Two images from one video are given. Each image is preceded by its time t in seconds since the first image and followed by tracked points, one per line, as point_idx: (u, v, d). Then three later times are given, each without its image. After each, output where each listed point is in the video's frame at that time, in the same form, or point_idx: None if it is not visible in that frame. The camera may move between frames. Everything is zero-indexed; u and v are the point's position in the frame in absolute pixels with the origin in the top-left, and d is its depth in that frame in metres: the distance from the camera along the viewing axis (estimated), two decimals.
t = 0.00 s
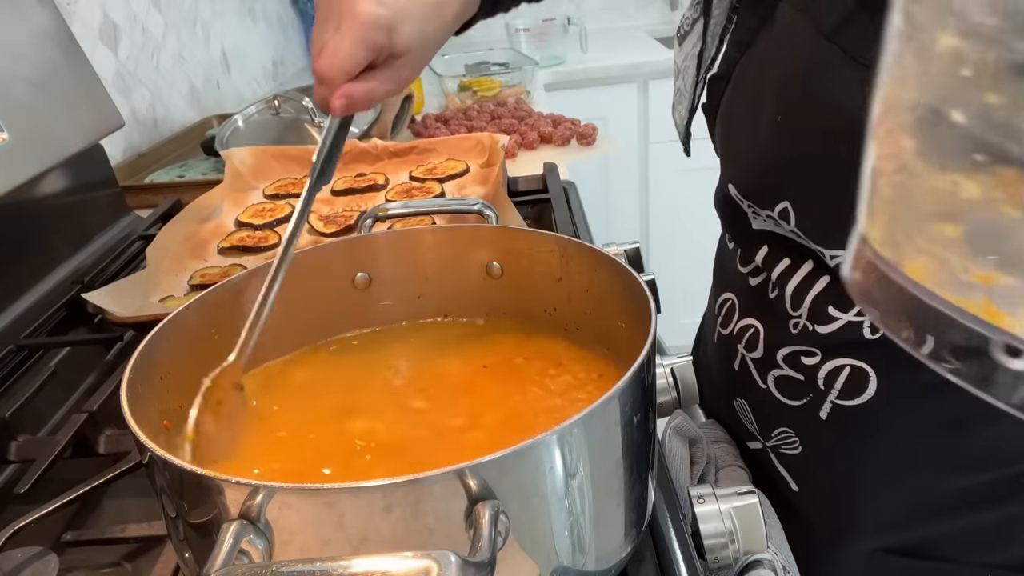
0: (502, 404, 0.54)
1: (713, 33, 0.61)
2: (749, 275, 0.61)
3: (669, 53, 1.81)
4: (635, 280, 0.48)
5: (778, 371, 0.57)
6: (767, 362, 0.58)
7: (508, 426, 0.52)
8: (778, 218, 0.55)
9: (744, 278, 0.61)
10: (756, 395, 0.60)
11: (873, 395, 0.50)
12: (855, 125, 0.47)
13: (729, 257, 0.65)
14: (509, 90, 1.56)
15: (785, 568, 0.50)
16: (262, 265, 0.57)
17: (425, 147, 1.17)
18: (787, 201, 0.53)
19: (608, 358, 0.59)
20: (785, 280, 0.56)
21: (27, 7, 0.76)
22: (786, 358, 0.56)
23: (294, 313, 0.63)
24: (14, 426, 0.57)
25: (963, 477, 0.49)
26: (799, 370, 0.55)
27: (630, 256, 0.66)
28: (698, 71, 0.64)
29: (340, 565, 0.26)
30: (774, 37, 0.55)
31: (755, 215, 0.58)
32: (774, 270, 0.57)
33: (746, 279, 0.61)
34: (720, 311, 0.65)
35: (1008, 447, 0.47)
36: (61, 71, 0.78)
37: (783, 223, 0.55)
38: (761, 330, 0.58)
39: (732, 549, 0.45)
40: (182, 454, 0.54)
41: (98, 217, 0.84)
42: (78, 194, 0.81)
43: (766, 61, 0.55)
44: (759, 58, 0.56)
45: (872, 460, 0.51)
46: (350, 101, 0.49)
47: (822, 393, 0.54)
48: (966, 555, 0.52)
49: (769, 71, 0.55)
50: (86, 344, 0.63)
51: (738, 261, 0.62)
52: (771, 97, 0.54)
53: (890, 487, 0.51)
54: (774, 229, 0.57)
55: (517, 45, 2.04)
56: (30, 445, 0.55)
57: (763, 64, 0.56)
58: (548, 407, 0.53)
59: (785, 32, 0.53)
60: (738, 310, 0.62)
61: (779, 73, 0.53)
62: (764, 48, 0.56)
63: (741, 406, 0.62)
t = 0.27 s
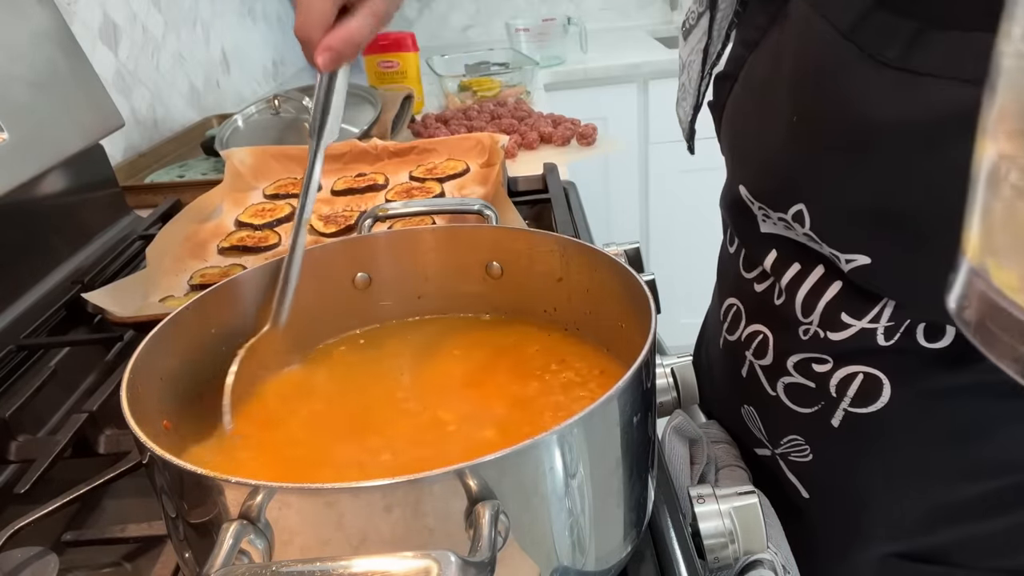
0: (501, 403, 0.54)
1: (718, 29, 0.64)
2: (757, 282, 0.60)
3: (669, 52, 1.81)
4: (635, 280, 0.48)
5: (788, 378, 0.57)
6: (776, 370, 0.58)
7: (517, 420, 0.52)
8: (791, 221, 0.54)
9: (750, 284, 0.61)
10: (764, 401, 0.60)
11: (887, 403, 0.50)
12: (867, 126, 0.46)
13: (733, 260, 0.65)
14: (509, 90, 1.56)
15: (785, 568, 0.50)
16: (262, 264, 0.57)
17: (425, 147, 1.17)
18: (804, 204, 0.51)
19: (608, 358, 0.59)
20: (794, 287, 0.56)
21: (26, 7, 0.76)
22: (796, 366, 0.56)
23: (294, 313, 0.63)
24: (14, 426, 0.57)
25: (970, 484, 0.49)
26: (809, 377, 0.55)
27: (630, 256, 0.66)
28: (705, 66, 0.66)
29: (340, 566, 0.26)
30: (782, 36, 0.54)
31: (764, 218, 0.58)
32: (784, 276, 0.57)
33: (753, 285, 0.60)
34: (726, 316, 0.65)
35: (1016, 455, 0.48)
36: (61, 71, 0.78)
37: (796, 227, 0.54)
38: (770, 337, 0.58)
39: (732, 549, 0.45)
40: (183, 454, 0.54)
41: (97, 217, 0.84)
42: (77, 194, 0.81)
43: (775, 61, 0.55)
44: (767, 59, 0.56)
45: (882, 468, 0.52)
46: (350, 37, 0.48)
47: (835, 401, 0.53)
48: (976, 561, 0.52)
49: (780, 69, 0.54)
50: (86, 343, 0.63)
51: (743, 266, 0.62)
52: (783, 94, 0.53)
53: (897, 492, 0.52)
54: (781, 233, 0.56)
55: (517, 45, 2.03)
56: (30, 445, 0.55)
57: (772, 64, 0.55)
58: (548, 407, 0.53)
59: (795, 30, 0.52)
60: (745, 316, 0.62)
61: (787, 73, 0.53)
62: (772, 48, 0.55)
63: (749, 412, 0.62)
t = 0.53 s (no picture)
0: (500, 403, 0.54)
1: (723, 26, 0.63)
2: (764, 287, 0.60)
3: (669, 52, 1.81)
4: (635, 280, 0.48)
5: (797, 383, 0.57)
6: (784, 374, 0.58)
7: (523, 417, 0.52)
8: (801, 224, 0.54)
9: (757, 288, 0.61)
10: (771, 405, 0.60)
11: (898, 407, 0.51)
12: (878, 126, 0.46)
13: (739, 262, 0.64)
14: (509, 90, 1.56)
15: (785, 569, 0.50)
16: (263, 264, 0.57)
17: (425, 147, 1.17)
18: (815, 205, 0.51)
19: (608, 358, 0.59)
20: (803, 291, 0.56)
21: (26, 7, 0.76)
22: (805, 370, 0.56)
23: (296, 313, 0.62)
24: (14, 426, 0.57)
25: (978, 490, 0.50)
26: (819, 382, 0.55)
27: (630, 256, 0.66)
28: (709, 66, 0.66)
29: (340, 565, 0.26)
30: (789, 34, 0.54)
31: (773, 221, 0.57)
32: (793, 279, 0.56)
33: (761, 290, 0.60)
34: (732, 320, 0.65)
35: None
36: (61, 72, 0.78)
37: (806, 229, 0.53)
38: (778, 341, 0.58)
39: (732, 549, 0.45)
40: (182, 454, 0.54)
41: (97, 217, 0.84)
42: (77, 194, 0.81)
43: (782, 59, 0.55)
44: (773, 58, 0.56)
45: (891, 473, 0.52)
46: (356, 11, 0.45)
47: (844, 406, 0.53)
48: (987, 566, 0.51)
49: (787, 67, 0.54)
50: (86, 344, 0.63)
51: (749, 270, 0.62)
52: (791, 93, 0.53)
53: (905, 497, 0.52)
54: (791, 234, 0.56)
55: (517, 45, 2.03)
56: (30, 445, 0.55)
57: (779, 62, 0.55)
58: (547, 407, 0.53)
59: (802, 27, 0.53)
60: (752, 319, 0.62)
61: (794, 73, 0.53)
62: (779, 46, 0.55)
63: (756, 417, 0.62)
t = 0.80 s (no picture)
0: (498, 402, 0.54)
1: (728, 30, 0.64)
2: (770, 287, 0.60)
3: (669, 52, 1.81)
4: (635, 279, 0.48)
5: (802, 385, 0.57)
6: (789, 376, 0.58)
7: (521, 417, 0.52)
8: (808, 226, 0.53)
9: (762, 288, 0.61)
10: (775, 406, 0.59)
11: (905, 410, 0.51)
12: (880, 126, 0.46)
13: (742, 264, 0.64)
14: (509, 90, 1.56)
15: (785, 569, 0.50)
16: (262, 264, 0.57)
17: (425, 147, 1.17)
18: (821, 208, 0.51)
19: (608, 358, 0.59)
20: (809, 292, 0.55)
21: (26, 6, 0.76)
22: (812, 372, 0.56)
23: (296, 313, 0.62)
24: (14, 426, 0.57)
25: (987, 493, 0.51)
26: (825, 385, 0.55)
27: (630, 256, 0.66)
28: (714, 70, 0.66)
29: (340, 565, 0.26)
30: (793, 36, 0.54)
31: (779, 223, 0.57)
32: (799, 281, 0.56)
33: (766, 290, 0.60)
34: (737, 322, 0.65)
35: None
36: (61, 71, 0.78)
37: (813, 232, 0.53)
38: (784, 343, 0.58)
39: (732, 549, 0.45)
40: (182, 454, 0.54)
41: (97, 217, 0.84)
42: (77, 194, 0.81)
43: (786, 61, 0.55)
44: (779, 58, 0.56)
45: (898, 476, 0.53)
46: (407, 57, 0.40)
47: (851, 408, 0.53)
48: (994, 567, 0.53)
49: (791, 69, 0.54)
50: (86, 344, 0.63)
51: (754, 271, 0.62)
52: (796, 94, 0.53)
53: (912, 500, 0.53)
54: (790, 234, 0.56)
55: (517, 45, 2.03)
56: (30, 445, 0.55)
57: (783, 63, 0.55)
58: (546, 407, 0.53)
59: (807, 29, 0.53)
60: (758, 321, 0.61)
61: (800, 75, 0.53)
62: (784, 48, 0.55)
63: (761, 419, 0.62)
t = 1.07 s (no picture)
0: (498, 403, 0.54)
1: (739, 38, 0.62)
2: (776, 286, 0.60)
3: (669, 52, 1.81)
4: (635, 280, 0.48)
5: (806, 385, 0.57)
6: (793, 376, 0.57)
7: (521, 417, 0.52)
8: (812, 228, 0.53)
9: (769, 287, 0.60)
10: (779, 407, 0.59)
11: (908, 412, 0.51)
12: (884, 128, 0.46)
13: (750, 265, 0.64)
14: (509, 90, 1.56)
15: (785, 569, 0.50)
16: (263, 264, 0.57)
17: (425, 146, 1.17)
18: (825, 211, 0.51)
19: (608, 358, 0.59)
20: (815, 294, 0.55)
21: (26, 6, 0.76)
22: (815, 371, 0.56)
23: (297, 313, 0.62)
24: (14, 426, 0.57)
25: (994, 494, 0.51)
26: (828, 385, 0.55)
27: (630, 256, 0.66)
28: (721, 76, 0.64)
29: (340, 566, 0.26)
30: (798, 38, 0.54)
31: (785, 225, 0.57)
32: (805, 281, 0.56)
33: (772, 289, 0.60)
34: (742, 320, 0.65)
35: None
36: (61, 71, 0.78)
37: (818, 234, 0.53)
38: (788, 343, 0.58)
39: (732, 549, 0.45)
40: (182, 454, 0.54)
41: (97, 217, 0.84)
42: (77, 194, 0.81)
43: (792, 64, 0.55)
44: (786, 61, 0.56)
45: (900, 476, 0.53)
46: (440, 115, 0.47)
47: (853, 408, 0.53)
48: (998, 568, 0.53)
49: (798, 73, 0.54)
50: (86, 343, 0.63)
51: (762, 271, 0.61)
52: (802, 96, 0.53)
53: (914, 501, 0.53)
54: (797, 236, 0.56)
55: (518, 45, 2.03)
56: (30, 445, 0.55)
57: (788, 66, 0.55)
58: (546, 408, 0.53)
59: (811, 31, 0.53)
60: (762, 320, 0.61)
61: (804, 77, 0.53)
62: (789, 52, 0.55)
63: (764, 418, 0.61)
